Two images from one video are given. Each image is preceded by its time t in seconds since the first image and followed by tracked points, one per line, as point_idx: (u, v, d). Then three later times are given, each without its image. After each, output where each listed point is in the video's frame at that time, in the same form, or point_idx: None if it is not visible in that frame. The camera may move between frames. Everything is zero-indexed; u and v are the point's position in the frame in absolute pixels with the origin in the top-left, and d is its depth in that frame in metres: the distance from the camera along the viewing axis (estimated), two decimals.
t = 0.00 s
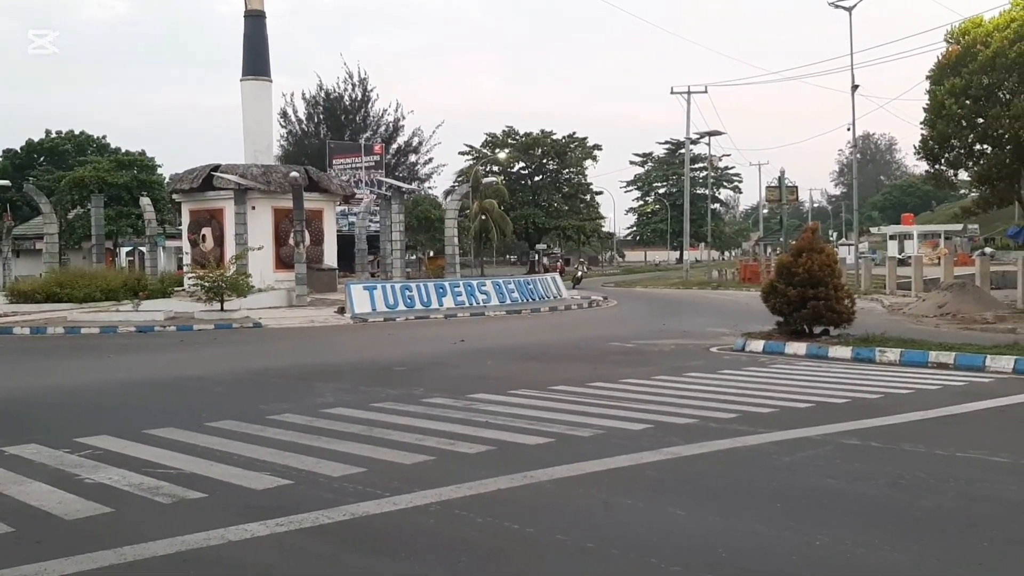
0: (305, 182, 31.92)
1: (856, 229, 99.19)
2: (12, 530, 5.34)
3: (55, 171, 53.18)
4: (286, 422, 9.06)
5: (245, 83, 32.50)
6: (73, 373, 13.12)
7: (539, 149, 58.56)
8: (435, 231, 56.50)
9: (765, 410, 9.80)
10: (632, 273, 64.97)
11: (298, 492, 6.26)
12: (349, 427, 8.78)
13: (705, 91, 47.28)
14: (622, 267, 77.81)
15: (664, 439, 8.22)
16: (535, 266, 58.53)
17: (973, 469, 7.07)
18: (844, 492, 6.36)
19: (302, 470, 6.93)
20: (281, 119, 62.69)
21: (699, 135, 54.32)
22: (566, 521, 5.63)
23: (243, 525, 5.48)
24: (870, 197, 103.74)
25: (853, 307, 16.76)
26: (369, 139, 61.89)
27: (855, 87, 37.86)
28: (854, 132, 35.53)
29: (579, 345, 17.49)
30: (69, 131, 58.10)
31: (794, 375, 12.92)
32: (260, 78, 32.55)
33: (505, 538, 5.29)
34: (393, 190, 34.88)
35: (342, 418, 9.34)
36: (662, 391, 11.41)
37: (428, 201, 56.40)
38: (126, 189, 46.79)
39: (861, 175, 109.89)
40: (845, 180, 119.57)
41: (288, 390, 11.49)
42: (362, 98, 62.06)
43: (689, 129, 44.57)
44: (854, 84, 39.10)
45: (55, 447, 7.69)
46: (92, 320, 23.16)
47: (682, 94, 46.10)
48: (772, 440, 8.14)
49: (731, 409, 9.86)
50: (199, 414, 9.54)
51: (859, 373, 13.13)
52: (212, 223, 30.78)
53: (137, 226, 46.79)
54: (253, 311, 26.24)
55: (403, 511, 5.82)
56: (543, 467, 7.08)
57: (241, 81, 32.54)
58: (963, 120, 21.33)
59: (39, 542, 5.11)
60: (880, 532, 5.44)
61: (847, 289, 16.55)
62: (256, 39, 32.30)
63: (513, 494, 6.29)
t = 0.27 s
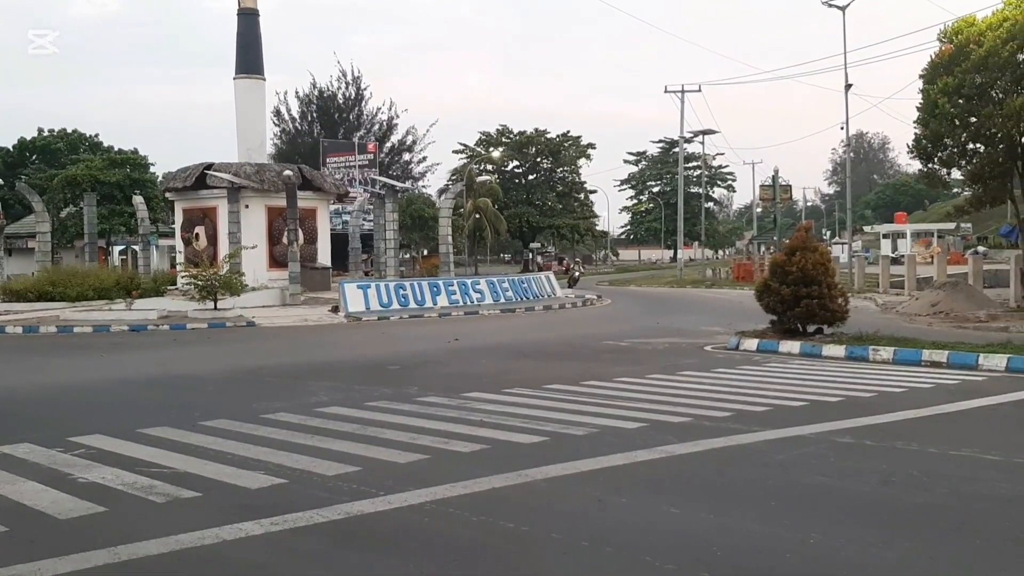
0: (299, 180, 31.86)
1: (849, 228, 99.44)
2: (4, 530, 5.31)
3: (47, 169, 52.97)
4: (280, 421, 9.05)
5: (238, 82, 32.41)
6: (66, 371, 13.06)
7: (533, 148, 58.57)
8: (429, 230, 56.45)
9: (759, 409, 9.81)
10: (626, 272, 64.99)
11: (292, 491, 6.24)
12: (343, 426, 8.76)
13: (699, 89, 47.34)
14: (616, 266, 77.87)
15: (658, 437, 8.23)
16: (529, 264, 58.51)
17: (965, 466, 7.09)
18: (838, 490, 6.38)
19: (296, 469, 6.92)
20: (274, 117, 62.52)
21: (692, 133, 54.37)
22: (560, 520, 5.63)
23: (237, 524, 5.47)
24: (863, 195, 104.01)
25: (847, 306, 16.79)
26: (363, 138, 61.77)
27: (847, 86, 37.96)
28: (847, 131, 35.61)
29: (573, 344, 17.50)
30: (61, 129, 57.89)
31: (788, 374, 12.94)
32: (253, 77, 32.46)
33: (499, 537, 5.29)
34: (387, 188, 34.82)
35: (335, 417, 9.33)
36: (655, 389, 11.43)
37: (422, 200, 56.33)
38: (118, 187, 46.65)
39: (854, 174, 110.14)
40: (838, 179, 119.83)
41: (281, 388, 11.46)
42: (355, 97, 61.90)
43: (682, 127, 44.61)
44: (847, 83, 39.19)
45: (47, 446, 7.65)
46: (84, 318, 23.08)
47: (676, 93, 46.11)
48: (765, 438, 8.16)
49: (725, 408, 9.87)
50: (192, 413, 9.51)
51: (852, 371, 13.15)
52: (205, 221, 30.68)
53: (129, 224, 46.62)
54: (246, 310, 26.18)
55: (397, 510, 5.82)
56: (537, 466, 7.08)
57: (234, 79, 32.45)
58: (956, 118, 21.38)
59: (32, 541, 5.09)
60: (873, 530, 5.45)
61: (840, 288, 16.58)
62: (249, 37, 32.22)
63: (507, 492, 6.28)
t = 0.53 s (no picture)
0: (296, 180, 31.82)
1: (846, 227, 99.55)
2: (4, 530, 5.30)
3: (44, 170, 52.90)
4: (278, 420, 9.06)
5: (235, 81, 32.39)
6: (64, 372, 13.05)
7: (530, 148, 58.60)
8: (427, 230, 56.43)
9: (757, 408, 9.84)
10: (624, 272, 65.00)
11: (291, 490, 6.26)
12: (341, 425, 8.77)
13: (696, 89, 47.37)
14: (614, 265, 77.88)
15: (657, 436, 8.23)
16: (527, 264, 58.50)
17: (963, 465, 7.12)
18: (836, 488, 6.40)
19: (295, 467, 6.93)
20: (272, 117, 62.47)
21: (690, 133, 54.39)
22: (559, 519, 5.64)
23: (235, 523, 5.48)
24: (860, 195, 104.13)
25: (845, 305, 16.81)
26: (360, 138, 61.74)
27: (845, 86, 38.04)
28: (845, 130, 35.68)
29: (571, 344, 17.49)
30: (58, 129, 57.81)
31: (787, 373, 12.96)
32: (251, 77, 32.45)
33: (499, 536, 5.30)
34: (385, 188, 34.81)
35: (335, 416, 9.34)
36: (653, 388, 11.44)
37: (419, 199, 56.30)
38: (115, 187, 46.67)
39: (851, 174, 110.25)
40: (835, 178, 119.99)
41: (280, 388, 11.47)
42: (353, 96, 61.74)
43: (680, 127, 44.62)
44: (844, 82, 39.24)
45: (46, 446, 7.66)
46: (82, 318, 23.07)
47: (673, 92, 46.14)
48: (764, 437, 8.18)
49: (723, 407, 9.89)
50: (191, 412, 9.52)
51: (850, 370, 13.17)
52: (203, 221, 30.64)
53: (127, 224, 46.58)
54: (244, 310, 26.16)
55: (396, 509, 5.83)
56: (536, 465, 7.09)
57: (231, 79, 32.44)
58: (953, 118, 21.40)
59: (31, 541, 5.09)
60: (871, 530, 5.46)
61: (838, 287, 16.60)
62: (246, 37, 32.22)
63: (505, 491, 6.29)
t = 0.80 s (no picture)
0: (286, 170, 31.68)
1: (837, 217, 99.79)
2: None
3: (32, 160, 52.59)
4: (270, 409, 9.04)
5: (224, 70, 32.18)
6: (53, 362, 13.00)
7: (521, 137, 58.50)
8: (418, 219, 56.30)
9: (748, 395, 9.87)
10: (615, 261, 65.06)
11: (284, 478, 6.26)
12: (333, 414, 8.76)
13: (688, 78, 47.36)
14: (605, 255, 77.94)
15: (648, 424, 8.26)
16: (519, 254, 58.46)
17: (952, 451, 7.17)
18: (827, 475, 6.43)
19: (287, 456, 6.93)
20: (261, 106, 62.11)
21: (681, 122, 54.36)
22: (553, 505, 5.66)
23: (228, 511, 5.47)
24: (851, 184, 104.33)
25: (835, 293, 16.87)
26: (351, 127, 61.46)
27: (836, 75, 38.09)
28: (836, 119, 35.75)
29: (563, 332, 17.50)
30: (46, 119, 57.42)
31: (778, 361, 13.02)
32: (240, 65, 32.24)
33: (493, 523, 5.31)
34: (375, 177, 34.69)
35: (327, 405, 9.33)
36: (644, 377, 11.46)
37: (410, 189, 56.18)
38: (104, 177, 46.50)
39: (842, 163, 110.46)
40: (826, 167, 120.27)
41: (272, 378, 11.45)
42: (343, 85, 61.30)
43: (671, 116, 44.61)
44: (835, 71, 39.28)
45: (37, 436, 7.63)
46: (71, 309, 22.96)
47: (664, 81, 46.06)
48: (755, 424, 8.21)
49: (715, 395, 9.92)
50: (182, 402, 9.49)
51: (841, 358, 13.23)
52: (193, 211, 30.49)
53: (116, 215, 46.34)
54: (235, 300, 26.08)
55: (389, 496, 5.83)
56: (529, 453, 7.10)
57: (221, 67, 32.22)
58: (943, 107, 21.46)
59: (23, 530, 5.07)
60: (862, 515, 5.50)
61: (829, 275, 16.66)
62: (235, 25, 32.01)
63: (498, 478, 6.31)
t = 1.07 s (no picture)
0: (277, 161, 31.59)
1: (827, 208, 100.09)
2: None
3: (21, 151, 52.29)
4: (262, 400, 9.07)
5: (214, 60, 32.02)
6: (44, 354, 12.98)
7: (512, 128, 58.44)
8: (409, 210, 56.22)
9: (737, 385, 9.95)
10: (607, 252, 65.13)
11: (276, 468, 6.29)
12: (325, 405, 8.79)
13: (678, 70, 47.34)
14: (597, 246, 78.03)
15: (639, 414, 8.32)
16: (510, 245, 58.45)
17: (938, 440, 7.25)
18: (817, 463, 6.50)
19: (280, 446, 6.97)
20: (251, 97, 61.84)
21: (672, 113, 54.37)
22: (543, 494, 5.72)
23: (221, 501, 5.50)
24: (841, 175, 104.61)
25: (824, 284, 16.97)
26: (341, 117, 61.22)
27: (826, 66, 38.17)
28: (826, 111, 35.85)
29: (554, 323, 17.54)
30: (35, 110, 57.08)
31: (767, 351, 13.11)
32: (229, 56, 32.08)
33: (484, 512, 5.36)
34: (366, 168, 34.62)
35: (318, 396, 9.36)
36: (634, 367, 11.53)
37: (401, 180, 56.09)
38: (94, 168, 46.14)
39: (832, 154, 110.69)
40: (817, 158, 120.55)
41: (263, 369, 11.46)
42: (333, 76, 61.17)
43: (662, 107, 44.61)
44: (826, 62, 39.35)
45: (29, 427, 7.63)
46: (61, 300, 22.89)
47: (655, 72, 46.02)
48: (745, 413, 8.28)
49: (704, 385, 10.00)
50: (174, 393, 9.50)
51: (830, 348, 13.33)
52: (183, 202, 30.38)
53: (105, 206, 46.05)
54: (226, 291, 26.03)
55: (381, 486, 5.88)
56: (520, 442, 7.16)
57: (210, 58, 32.06)
58: (932, 98, 21.52)
59: (16, 520, 5.10)
60: (849, 503, 5.57)
61: (818, 266, 16.76)
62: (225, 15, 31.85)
63: (490, 468, 6.36)
